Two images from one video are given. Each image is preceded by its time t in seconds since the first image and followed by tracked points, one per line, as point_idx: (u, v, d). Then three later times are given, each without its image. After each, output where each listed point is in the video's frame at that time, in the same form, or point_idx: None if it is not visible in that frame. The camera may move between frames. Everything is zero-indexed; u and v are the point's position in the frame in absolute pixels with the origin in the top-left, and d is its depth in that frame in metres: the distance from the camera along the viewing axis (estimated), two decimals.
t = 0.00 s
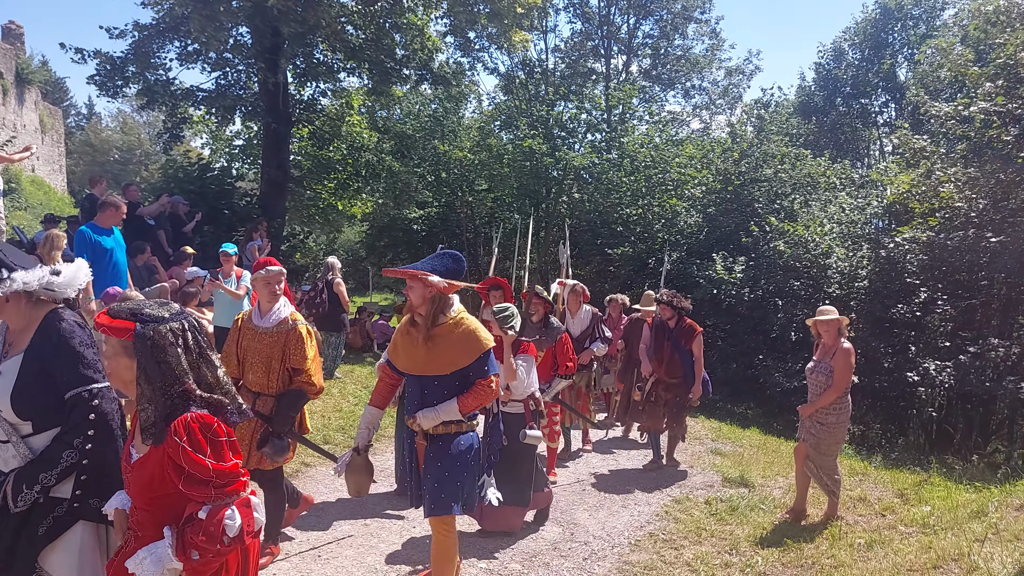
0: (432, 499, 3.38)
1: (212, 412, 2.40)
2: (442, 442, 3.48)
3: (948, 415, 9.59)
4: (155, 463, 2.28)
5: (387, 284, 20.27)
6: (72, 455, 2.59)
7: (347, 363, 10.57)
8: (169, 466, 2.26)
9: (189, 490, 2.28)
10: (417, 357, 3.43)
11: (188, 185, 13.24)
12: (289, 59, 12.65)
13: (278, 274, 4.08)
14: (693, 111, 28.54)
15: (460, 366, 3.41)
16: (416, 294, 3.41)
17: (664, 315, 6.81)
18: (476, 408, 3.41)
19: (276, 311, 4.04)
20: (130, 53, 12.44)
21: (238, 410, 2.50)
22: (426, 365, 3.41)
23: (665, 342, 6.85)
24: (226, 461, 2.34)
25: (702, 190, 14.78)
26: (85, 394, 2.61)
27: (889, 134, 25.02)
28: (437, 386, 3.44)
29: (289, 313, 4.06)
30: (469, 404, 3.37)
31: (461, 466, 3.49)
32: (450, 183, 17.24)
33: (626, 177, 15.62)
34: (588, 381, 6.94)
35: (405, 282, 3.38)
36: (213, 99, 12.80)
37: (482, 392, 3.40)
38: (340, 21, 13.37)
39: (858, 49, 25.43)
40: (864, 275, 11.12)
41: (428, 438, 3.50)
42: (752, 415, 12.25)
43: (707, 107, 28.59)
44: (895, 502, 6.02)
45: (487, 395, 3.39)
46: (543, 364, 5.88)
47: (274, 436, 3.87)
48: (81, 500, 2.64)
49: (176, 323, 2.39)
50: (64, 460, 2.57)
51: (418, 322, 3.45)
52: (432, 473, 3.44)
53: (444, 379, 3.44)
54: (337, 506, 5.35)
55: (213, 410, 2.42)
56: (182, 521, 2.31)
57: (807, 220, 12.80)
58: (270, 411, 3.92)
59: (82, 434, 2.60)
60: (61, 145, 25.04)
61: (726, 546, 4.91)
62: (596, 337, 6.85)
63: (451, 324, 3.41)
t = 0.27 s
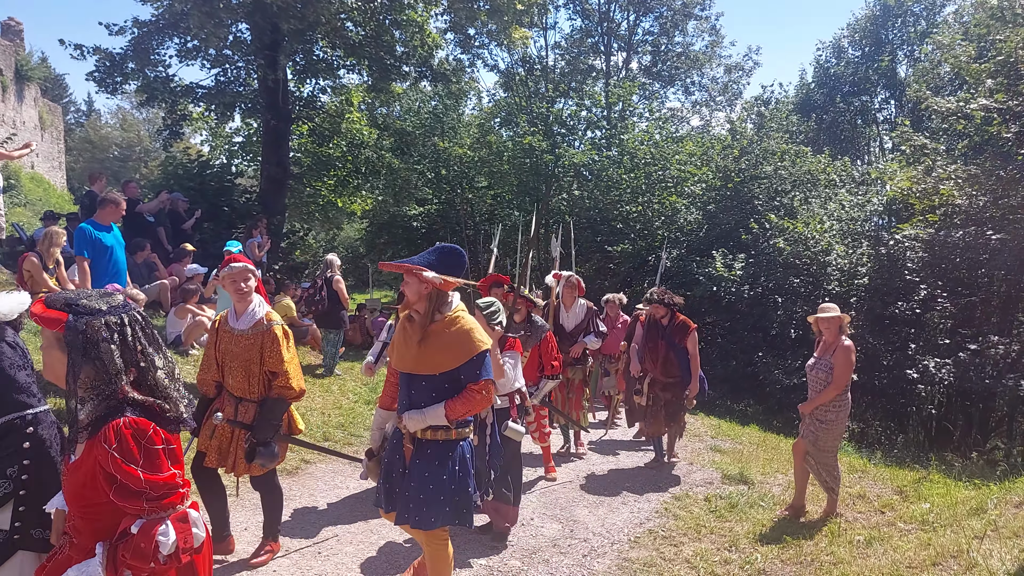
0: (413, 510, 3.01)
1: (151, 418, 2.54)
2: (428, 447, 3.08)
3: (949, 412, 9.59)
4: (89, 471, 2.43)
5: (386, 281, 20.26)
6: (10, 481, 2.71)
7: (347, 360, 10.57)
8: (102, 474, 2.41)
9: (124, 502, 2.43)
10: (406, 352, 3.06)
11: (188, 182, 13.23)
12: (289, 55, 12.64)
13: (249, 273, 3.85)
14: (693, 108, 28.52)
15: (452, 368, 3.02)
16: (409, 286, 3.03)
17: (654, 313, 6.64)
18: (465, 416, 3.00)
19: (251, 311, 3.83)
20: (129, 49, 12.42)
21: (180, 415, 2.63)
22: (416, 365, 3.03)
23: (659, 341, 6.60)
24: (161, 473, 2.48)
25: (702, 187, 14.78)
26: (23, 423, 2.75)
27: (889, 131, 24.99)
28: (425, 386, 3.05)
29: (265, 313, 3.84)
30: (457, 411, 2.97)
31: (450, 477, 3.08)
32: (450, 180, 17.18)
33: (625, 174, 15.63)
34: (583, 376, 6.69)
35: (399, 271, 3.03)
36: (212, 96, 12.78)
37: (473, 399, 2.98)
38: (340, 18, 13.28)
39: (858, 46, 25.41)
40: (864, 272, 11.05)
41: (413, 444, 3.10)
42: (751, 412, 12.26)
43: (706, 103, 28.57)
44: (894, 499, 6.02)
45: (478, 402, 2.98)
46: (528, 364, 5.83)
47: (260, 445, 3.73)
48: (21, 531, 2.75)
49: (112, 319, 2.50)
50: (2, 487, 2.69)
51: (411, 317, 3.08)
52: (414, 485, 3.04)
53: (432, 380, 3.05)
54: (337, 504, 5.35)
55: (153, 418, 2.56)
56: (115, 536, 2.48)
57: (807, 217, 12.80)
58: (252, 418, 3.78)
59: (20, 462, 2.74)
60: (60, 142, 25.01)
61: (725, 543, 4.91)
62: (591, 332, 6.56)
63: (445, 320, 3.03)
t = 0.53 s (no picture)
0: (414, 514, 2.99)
1: (71, 434, 2.57)
2: (421, 449, 3.08)
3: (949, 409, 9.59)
4: (8, 489, 2.47)
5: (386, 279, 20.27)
6: None
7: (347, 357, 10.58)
8: (17, 495, 2.44)
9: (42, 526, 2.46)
10: (394, 354, 3.07)
11: (188, 179, 13.22)
12: (288, 53, 12.63)
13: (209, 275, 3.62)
14: (692, 106, 28.49)
15: (440, 367, 3.01)
16: (397, 283, 3.04)
17: (652, 307, 6.38)
18: (457, 416, 2.99)
19: (214, 316, 3.62)
20: (129, 47, 12.40)
21: (104, 430, 2.67)
22: (404, 364, 3.04)
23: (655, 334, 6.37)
24: (81, 494, 2.50)
25: (702, 185, 14.78)
26: None
27: (889, 129, 24.95)
28: (414, 387, 3.06)
29: (229, 317, 3.63)
30: (447, 410, 2.96)
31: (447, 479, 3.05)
32: (450, 177, 17.22)
33: (625, 171, 15.63)
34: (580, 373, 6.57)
35: (384, 269, 3.04)
36: (212, 93, 12.78)
37: (463, 399, 2.97)
38: (340, 15, 13.26)
39: (858, 44, 25.39)
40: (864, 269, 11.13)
41: (407, 445, 3.11)
42: (751, 410, 12.26)
43: (706, 101, 28.54)
44: (894, 497, 6.02)
45: (467, 402, 2.97)
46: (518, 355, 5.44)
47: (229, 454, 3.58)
48: None
49: (29, 329, 2.51)
50: None
51: (400, 315, 3.08)
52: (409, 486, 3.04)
53: (421, 381, 3.05)
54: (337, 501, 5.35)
55: (75, 431, 2.60)
56: (35, 560, 2.54)
57: (807, 215, 12.79)
58: (221, 429, 3.60)
59: None
60: (60, 139, 25.01)
61: (726, 540, 4.92)
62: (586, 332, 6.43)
63: (432, 317, 3.03)
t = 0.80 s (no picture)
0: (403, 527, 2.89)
1: None
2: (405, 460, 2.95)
3: (948, 408, 9.60)
4: None
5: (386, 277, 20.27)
6: None
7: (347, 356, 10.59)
8: None
9: None
10: (370, 365, 2.93)
11: (188, 177, 13.21)
12: (288, 51, 12.63)
13: (175, 260, 3.59)
14: (692, 104, 28.48)
15: (421, 375, 2.89)
16: (376, 288, 2.91)
17: (652, 306, 6.16)
18: (440, 424, 2.87)
19: (179, 301, 3.57)
20: (128, 44, 12.40)
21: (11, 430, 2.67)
22: (383, 373, 2.90)
23: (652, 335, 6.19)
24: None
25: (702, 183, 14.79)
26: None
27: (889, 127, 24.94)
28: (394, 397, 2.92)
29: (194, 303, 3.58)
30: (431, 419, 2.84)
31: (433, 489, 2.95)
32: (450, 176, 17.22)
33: (625, 169, 15.62)
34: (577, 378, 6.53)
35: (361, 274, 2.91)
36: (212, 91, 12.79)
37: (447, 406, 2.85)
38: (340, 13, 13.24)
39: (858, 42, 25.37)
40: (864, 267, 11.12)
41: (387, 459, 2.97)
42: (751, 408, 12.26)
43: (706, 99, 28.53)
44: (894, 495, 6.03)
45: (451, 410, 2.86)
46: (510, 359, 4.95)
47: (178, 445, 3.45)
48: None
49: None
50: None
51: (378, 323, 2.95)
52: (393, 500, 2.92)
53: (401, 390, 2.92)
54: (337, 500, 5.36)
55: None
56: None
57: (807, 213, 12.79)
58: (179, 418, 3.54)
59: None
60: (60, 137, 25.00)
61: (725, 538, 4.92)
62: (582, 334, 6.45)
63: (413, 324, 2.91)
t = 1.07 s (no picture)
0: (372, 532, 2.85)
1: None
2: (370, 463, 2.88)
3: (947, 406, 9.58)
4: None
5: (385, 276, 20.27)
6: None
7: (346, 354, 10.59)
8: None
9: None
10: (325, 368, 2.81)
11: (187, 176, 13.20)
12: (288, 49, 12.63)
13: (151, 263, 3.51)
14: (692, 102, 28.47)
15: (380, 371, 2.81)
16: (326, 285, 2.79)
17: (652, 301, 6.11)
18: (405, 419, 2.82)
19: (153, 303, 3.52)
20: (128, 43, 12.39)
21: None
22: (340, 374, 2.80)
23: (649, 332, 6.15)
24: None
25: (702, 181, 14.81)
26: None
27: (890, 126, 24.93)
28: (354, 398, 2.83)
29: (168, 306, 3.54)
30: (395, 415, 2.79)
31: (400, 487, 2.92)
32: (449, 174, 16.81)
33: (625, 168, 15.59)
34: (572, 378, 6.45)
35: (307, 273, 2.78)
36: (212, 90, 12.80)
37: (410, 400, 2.81)
38: (339, 11, 13.20)
39: (859, 40, 25.35)
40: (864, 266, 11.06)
41: (348, 463, 2.89)
42: (751, 406, 12.27)
43: (706, 97, 28.52)
44: (893, 493, 6.04)
45: (415, 403, 2.82)
46: (505, 362, 4.91)
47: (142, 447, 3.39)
48: None
49: None
50: None
51: (329, 322, 2.83)
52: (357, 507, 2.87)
53: (360, 390, 2.84)
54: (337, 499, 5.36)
55: None
56: None
57: (807, 211, 12.77)
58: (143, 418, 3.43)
59: None
60: (59, 135, 24.99)
61: (725, 537, 4.93)
62: (579, 330, 6.40)
63: (367, 320, 2.81)
